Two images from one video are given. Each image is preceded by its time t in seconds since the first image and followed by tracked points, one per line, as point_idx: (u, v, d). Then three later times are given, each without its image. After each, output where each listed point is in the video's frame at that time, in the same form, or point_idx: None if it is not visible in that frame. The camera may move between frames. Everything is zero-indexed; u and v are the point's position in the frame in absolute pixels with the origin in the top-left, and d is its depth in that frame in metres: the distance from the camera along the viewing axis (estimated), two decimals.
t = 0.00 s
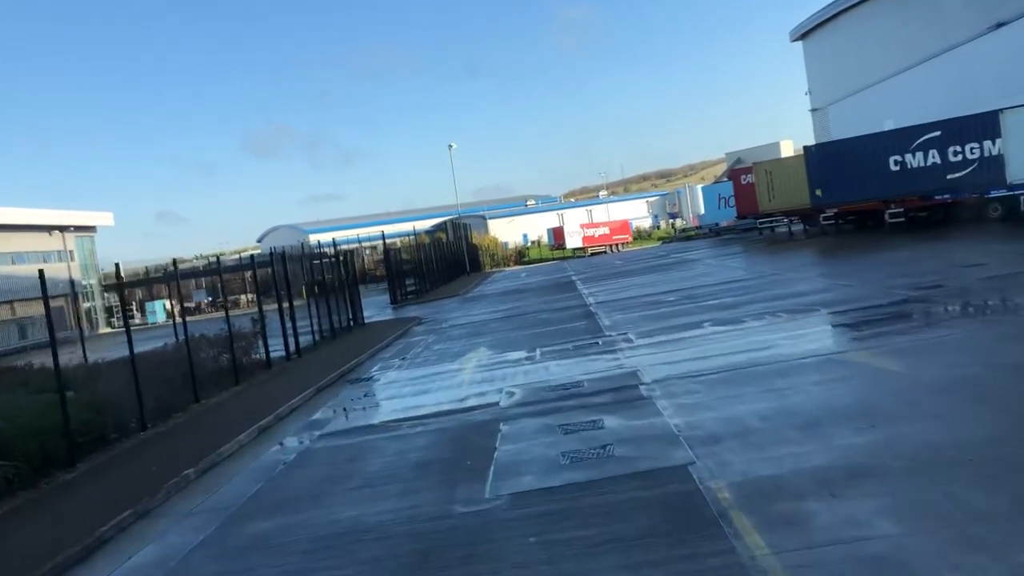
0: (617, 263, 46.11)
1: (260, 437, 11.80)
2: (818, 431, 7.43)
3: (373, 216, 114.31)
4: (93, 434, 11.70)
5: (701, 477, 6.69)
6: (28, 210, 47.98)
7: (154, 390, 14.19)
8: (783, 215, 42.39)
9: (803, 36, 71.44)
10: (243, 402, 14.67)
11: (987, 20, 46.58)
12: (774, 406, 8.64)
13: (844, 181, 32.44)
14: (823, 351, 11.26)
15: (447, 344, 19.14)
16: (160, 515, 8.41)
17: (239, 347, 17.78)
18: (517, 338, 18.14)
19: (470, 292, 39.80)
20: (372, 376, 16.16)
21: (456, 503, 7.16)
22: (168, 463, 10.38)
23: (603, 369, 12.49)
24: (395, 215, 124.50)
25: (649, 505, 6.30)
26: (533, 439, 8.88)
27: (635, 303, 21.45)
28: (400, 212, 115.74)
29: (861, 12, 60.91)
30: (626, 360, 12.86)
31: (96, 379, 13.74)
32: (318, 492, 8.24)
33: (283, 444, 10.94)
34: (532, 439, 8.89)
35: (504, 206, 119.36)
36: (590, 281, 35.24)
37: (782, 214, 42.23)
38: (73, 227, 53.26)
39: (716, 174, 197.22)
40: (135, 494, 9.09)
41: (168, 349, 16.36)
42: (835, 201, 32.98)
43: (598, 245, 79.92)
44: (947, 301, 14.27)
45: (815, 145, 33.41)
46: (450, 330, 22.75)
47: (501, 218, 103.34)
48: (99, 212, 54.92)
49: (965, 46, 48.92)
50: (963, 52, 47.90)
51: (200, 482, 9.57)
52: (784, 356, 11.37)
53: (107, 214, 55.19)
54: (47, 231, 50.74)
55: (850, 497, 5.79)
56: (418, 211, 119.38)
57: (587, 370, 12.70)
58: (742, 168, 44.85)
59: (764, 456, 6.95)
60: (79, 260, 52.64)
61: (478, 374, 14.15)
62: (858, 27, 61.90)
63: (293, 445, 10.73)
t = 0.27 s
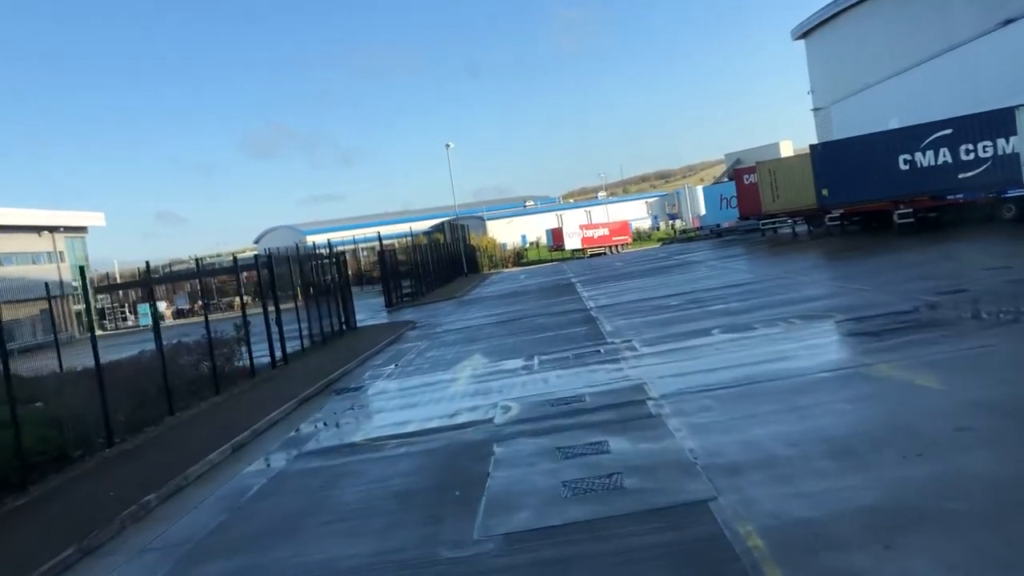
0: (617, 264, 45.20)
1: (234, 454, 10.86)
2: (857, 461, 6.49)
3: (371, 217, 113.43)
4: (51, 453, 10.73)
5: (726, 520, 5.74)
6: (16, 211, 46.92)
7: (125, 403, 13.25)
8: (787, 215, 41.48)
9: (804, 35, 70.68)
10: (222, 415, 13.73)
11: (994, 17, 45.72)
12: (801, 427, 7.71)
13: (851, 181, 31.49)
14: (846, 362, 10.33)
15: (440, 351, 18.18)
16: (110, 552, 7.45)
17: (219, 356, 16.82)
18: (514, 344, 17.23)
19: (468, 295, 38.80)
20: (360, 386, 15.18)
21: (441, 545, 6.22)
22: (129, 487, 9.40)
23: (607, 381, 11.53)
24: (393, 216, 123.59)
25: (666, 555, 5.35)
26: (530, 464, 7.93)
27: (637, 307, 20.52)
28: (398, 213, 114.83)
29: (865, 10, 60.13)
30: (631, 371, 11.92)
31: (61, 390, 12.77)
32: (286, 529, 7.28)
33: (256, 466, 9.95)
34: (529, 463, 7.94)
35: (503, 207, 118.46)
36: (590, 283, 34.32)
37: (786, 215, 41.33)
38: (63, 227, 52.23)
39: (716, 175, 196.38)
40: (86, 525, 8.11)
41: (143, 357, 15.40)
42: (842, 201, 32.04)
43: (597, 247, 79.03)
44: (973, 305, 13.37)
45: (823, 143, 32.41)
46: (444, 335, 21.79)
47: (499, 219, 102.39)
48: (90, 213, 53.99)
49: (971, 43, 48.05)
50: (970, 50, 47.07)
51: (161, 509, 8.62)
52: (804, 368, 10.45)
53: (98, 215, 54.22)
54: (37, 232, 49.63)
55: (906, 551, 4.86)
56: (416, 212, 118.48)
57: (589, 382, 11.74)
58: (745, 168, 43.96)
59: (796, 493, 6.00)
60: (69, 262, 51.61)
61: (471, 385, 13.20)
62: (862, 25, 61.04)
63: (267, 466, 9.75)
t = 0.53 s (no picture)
0: (618, 265, 44.22)
1: (202, 475, 9.87)
2: (914, 505, 5.50)
3: (368, 217, 112.43)
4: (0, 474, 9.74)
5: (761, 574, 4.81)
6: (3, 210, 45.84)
7: (91, 416, 12.27)
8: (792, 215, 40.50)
9: (808, 32, 69.88)
10: (196, 430, 12.75)
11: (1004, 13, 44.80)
12: (838, 455, 6.73)
13: (861, 181, 30.59)
14: (875, 375, 9.42)
15: (433, 358, 17.17)
16: None
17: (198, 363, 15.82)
18: (511, 351, 16.24)
19: (466, 296, 37.84)
20: (346, 396, 14.22)
21: None
22: (80, 515, 8.42)
23: (612, 394, 10.57)
24: (392, 215, 122.62)
25: None
26: (528, 495, 6.99)
27: (642, 311, 19.52)
28: (396, 213, 113.82)
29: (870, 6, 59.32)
30: (638, 383, 10.93)
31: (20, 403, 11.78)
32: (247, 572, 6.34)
33: (224, 490, 8.99)
34: (527, 494, 7.01)
35: (502, 207, 117.50)
36: (590, 285, 33.32)
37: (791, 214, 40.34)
38: (52, 227, 51.17)
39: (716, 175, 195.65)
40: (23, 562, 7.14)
41: (114, 365, 14.41)
42: (851, 201, 31.06)
43: (598, 247, 78.12)
44: (1003, 310, 12.48)
45: (830, 141, 31.19)
46: (438, 340, 20.77)
47: (498, 219, 101.40)
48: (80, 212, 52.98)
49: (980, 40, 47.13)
50: (980, 46, 46.26)
51: (110, 543, 7.65)
52: (831, 381, 9.47)
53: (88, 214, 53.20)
54: (25, 231, 48.54)
55: None
56: (414, 212, 117.52)
57: (593, 395, 10.78)
58: (749, 167, 42.97)
59: (841, 541, 5.07)
60: (58, 262, 50.50)
61: (464, 396, 12.20)
62: (867, 22, 60.12)
63: (237, 491, 8.79)
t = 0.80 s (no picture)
0: (618, 265, 43.32)
1: (164, 500, 8.92)
2: (998, 559, 4.57)
3: (365, 217, 111.49)
4: None
5: None
6: None
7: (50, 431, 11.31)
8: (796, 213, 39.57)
9: (810, 29, 68.96)
10: (166, 444, 11.81)
11: (1013, 8, 43.90)
12: (890, 492, 5.80)
13: (866, 183, 29.75)
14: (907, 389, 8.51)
15: (425, 365, 16.20)
16: None
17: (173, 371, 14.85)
18: (508, 358, 15.31)
19: (462, 297, 36.91)
20: (330, 407, 13.26)
21: None
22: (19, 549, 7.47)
23: (617, 408, 9.62)
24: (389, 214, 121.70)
25: None
26: (523, 534, 6.07)
27: (646, 314, 18.58)
28: (393, 212, 112.83)
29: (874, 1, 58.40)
30: (646, 396, 9.98)
31: None
32: None
33: (185, 520, 8.05)
34: (522, 533, 6.09)
35: (500, 206, 116.57)
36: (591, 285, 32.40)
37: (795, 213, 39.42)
38: (41, 226, 50.17)
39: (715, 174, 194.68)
40: None
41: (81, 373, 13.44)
42: (858, 199, 30.13)
43: (597, 246, 77.21)
44: None
45: (837, 137, 30.27)
46: (431, 344, 19.81)
47: (497, 219, 100.43)
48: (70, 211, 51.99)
49: (989, 35, 46.25)
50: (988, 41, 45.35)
51: None
52: (864, 394, 8.51)
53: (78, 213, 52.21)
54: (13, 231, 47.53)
55: None
56: (412, 211, 116.55)
57: (596, 409, 9.83)
58: (753, 164, 41.94)
59: None
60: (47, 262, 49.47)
61: (456, 409, 11.24)
62: (871, 18, 59.24)
63: (199, 522, 7.86)
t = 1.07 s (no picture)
0: (619, 265, 42.36)
1: (117, 531, 7.99)
2: None
3: (362, 216, 110.55)
4: None
5: None
6: None
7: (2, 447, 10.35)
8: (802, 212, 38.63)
9: (813, 25, 68.06)
10: (132, 462, 10.89)
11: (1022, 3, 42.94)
12: (953, 538, 4.89)
13: (876, 179, 28.78)
14: (949, 405, 7.58)
15: (416, 372, 15.24)
16: None
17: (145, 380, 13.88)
18: (504, 365, 14.36)
19: (459, 298, 35.98)
20: (312, 419, 12.30)
21: None
22: None
23: (624, 426, 8.67)
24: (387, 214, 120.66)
25: None
26: None
27: (650, 317, 17.64)
28: (391, 211, 111.80)
29: None
30: (655, 412, 9.03)
31: None
32: None
33: (136, 556, 7.10)
34: None
35: (499, 206, 115.54)
36: (591, 286, 31.45)
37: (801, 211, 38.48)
38: (30, 225, 49.22)
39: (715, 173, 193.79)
40: None
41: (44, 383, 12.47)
42: (868, 198, 29.17)
43: (597, 246, 76.30)
44: None
45: (846, 133, 29.42)
46: (424, 350, 18.85)
47: (495, 218, 99.44)
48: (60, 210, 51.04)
49: (998, 30, 45.27)
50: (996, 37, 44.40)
51: None
52: (901, 411, 7.59)
53: (68, 212, 51.25)
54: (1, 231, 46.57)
55: None
56: (410, 210, 115.56)
57: (600, 427, 8.88)
58: (756, 162, 41.23)
59: None
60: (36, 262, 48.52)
61: (446, 425, 10.29)
62: (875, 14, 58.32)
63: (151, 561, 6.91)
